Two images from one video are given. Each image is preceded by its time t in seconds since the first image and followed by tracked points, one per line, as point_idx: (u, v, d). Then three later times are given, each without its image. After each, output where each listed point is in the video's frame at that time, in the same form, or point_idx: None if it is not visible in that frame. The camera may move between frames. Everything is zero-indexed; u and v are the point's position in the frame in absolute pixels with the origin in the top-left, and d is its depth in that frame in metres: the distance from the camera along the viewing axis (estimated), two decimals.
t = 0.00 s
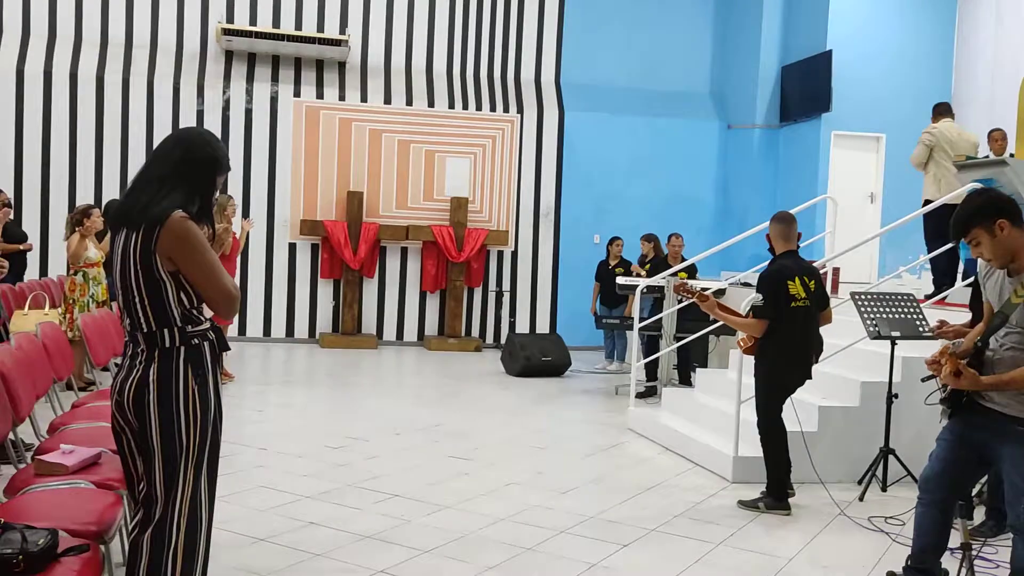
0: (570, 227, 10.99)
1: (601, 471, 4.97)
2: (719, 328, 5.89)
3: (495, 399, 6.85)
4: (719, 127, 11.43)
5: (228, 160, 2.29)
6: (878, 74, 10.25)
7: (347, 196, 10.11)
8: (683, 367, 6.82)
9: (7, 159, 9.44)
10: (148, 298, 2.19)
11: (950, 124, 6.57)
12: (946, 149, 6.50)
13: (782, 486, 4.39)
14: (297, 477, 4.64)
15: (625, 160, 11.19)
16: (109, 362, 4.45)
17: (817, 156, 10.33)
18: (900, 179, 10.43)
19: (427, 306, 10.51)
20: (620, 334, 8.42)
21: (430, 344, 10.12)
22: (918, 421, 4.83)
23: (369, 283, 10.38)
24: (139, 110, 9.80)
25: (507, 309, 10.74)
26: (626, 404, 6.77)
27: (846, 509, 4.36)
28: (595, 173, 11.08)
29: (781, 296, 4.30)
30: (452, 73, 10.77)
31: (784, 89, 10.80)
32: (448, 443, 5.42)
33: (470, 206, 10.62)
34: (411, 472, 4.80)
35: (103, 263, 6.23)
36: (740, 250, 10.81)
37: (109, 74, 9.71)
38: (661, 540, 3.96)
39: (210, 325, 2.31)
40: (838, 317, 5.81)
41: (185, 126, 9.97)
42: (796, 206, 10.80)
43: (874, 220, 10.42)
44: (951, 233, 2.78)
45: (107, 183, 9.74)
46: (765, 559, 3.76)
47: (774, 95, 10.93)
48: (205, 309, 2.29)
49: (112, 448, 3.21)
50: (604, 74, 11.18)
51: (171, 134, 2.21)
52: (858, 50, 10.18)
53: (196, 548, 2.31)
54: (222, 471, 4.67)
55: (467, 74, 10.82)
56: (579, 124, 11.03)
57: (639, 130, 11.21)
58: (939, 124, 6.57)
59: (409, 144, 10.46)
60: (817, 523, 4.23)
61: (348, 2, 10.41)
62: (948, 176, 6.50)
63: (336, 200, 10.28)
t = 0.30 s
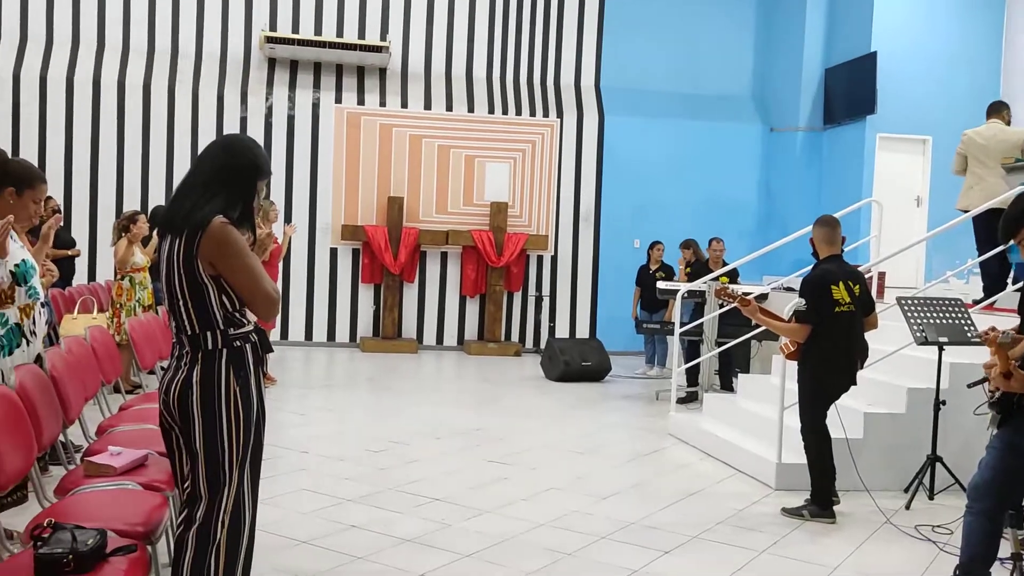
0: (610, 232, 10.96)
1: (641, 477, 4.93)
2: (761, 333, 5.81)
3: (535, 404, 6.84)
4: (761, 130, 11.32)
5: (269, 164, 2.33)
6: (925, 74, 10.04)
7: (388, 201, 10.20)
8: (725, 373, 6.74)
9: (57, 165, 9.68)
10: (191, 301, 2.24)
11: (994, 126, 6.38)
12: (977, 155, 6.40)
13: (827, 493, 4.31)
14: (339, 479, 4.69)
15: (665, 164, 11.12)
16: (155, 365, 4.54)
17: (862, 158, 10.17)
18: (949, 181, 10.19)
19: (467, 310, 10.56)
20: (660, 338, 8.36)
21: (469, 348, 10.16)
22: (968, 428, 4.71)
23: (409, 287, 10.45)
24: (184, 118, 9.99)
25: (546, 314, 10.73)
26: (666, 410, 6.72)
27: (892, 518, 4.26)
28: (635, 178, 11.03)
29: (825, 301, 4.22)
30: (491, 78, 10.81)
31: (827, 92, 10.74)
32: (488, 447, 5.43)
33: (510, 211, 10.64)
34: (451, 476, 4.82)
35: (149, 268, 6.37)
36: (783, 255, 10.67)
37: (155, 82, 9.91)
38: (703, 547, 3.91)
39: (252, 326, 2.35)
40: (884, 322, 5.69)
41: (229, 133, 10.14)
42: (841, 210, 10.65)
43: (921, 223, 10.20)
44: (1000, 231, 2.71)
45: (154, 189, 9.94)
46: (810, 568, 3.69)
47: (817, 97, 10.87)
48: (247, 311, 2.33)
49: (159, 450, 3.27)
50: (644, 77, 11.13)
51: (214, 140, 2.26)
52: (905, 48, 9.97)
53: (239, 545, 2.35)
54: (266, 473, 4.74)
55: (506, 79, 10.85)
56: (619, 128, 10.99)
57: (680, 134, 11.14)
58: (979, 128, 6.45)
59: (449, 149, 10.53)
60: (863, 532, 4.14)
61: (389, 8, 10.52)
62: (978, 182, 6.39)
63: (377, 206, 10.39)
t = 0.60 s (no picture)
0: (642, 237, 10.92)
1: (674, 483, 4.90)
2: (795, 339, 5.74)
3: (567, 409, 6.83)
4: (795, 133, 11.21)
5: (302, 172, 2.37)
6: (964, 75, 9.88)
7: (420, 207, 10.27)
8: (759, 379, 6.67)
9: (96, 172, 9.89)
10: (224, 306, 2.28)
11: None
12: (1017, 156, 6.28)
13: (863, 501, 4.24)
14: (372, 484, 4.73)
15: (697, 169, 11.06)
16: (191, 369, 4.62)
17: (898, 161, 10.01)
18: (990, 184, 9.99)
19: (499, 315, 10.58)
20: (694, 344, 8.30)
21: (501, 353, 10.17)
22: (1009, 436, 4.61)
23: (442, 292, 10.50)
24: (220, 125, 10.16)
25: (579, 319, 10.71)
26: (700, 416, 6.66)
27: (930, 527, 4.18)
28: (667, 183, 10.98)
29: (860, 307, 4.16)
30: (523, 83, 10.83)
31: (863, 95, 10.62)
32: (519, 452, 5.43)
33: (542, 215, 10.63)
34: (483, 481, 4.83)
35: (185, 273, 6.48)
36: (819, 259, 10.54)
37: (191, 90, 10.08)
38: (737, 554, 3.87)
39: (285, 330, 2.38)
40: (922, 328, 5.59)
41: (264, 140, 10.28)
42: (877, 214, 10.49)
43: (960, 227, 10.01)
44: None
45: (189, 195, 10.10)
46: None
47: (853, 100, 10.73)
48: (280, 315, 2.36)
49: (194, 453, 3.33)
50: (677, 82, 11.07)
51: (249, 149, 2.30)
52: (942, 49, 9.82)
53: (272, 545, 2.38)
54: (299, 476, 4.80)
55: (537, 84, 10.86)
56: (651, 133, 10.95)
57: (714, 139, 11.08)
58: None
59: (481, 154, 10.56)
60: (901, 540, 4.07)
61: (422, 15, 10.59)
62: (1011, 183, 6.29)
63: (410, 211, 10.46)
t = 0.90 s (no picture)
0: (667, 242, 10.87)
1: (700, 489, 4.86)
2: (822, 344, 5.69)
3: (591, 414, 6.81)
4: (822, 137, 11.12)
5: (326, 179, 2.39)
6: (993, 78, 9.76)
7: (445, 212, 10.31)
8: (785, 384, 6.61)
9: (126, 178, 10.04)
10: (250, 311, 2.31)
11: None
12: None
13: (892, 509, 4.19)
14: (397, 488, 4.75)
15: (723, 173, 10.99)
16: (218, 373, 4.68)
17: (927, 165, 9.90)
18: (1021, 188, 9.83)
19: (524, 320, 10.60)
20: (720, 349, 8.25)
21: (525, 358, 10.17)
22: None
23: (466, 297, 10.53)
24: (247, 132, 10.28)
25: (603, 324, 10.69)
26: (726, 421, 6.62)
27: (961, 535, 4.11)
28: (693, 187, 10.93)
29: (890, 312, 4.11)
30: (548, 88, 10.85)
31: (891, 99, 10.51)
32: (545, 457, 5.44)
33: (567, 220, 10.63)
34: (507, 486, 4.84)
35: (212, 278, 6.56)
36: (846, 264, 10.43)
37: (219, 97, 10.21)
38: (764, 561, 3.83)
39: (310, 335, 2.40)
40: (952, 333, 5.51)
41: (290, 146, 10.38)
42: (906, 218, 10.37)
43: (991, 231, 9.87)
44: None
45: (217, 201, 10.22)
46: None
47: (881, 104, 10.63)
48: (305, 321, 2.38)
49: (222, 457, 3.37)
50: (701, 86, 11.02)
51: (274, 157, 2.33)
52: (973, 52, 9.68)
53: (297, 547, 2.41)
54: (326, 480, 4.84)
55: (561, 89, 10.87)
56: (676, 138, 10.91)
57: (740, 144, 11.01)
58: None
59: (506, 159, 10.58)
60: (931, 548, 4.01)
61: (447, 21, 10.65)
62: None
63: (435, 216, 10.51)
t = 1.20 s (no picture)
0: (687, 244, 10.83)
1: (720, 493, 4.84)
2: (843, 347, 5.65)
3: (611, 417, 6.81)
4: (843, 139, 11.03)
5: (345, 183, 2.41)
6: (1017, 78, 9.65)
7: (464, 216, 10.34)
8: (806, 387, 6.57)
9: (148, 183, 10.15)
10: (268, 315, 2.34)
11: None
12: None
13: (915, 513, 4.15)
14: (416, 491, 4.77)
15: (743, 176, 10.93)
16: (239, 376, 4.73)
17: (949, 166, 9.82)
18: None
19: (543, 323, 10.60)
20: (740, 351, 8.21)
21: (545, 361, 10.17)
22: None
23: (485, 300, 10.55)
24: (267, 137, 10.37)
25: (622, 327, 10.67)
26: (746, 425, 6.58)
27: (986, 540, 4.06)
28: (712, 189, 10.88)
29: (913, 315, 4.07)
30: (567, 91, 10.85)
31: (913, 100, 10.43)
32: (564, 460, 5.44)
33: (586, 223, 10.63)
34: (527, 489, 4.84)
35: (233, 281, 6.62)
36: (868, 267, 10.34)
37: (239, 102, 10.31)
38: (786, 565, 3.81)
39: (328, 338, 2.42)
40: (975, 335, 5.45)
41: (310, 150, 10.45)
42: (929, 220, 10.27)
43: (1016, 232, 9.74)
44: None
45: (238, 205, 10.31)
46: None
47: (903, 105, 10.55)
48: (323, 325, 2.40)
49: (244, 459, 3.41)
50: (720, 88, 10.97)
51: (293, 162, 2.35)
52: (996, 51, 9.58)
53: (316, 549, 2.43)
54: (346, 483, 4.87)
55: (580, 92, 10.88)
56: (695, 140, 10.86)
57: (760, 145, 10.94)
58: None
59: (525, 162, 10.60)
60: (954, 553, 3.97)
61: (466, 25, 10.69)
62: None
63: (453, 219, 10.54)
